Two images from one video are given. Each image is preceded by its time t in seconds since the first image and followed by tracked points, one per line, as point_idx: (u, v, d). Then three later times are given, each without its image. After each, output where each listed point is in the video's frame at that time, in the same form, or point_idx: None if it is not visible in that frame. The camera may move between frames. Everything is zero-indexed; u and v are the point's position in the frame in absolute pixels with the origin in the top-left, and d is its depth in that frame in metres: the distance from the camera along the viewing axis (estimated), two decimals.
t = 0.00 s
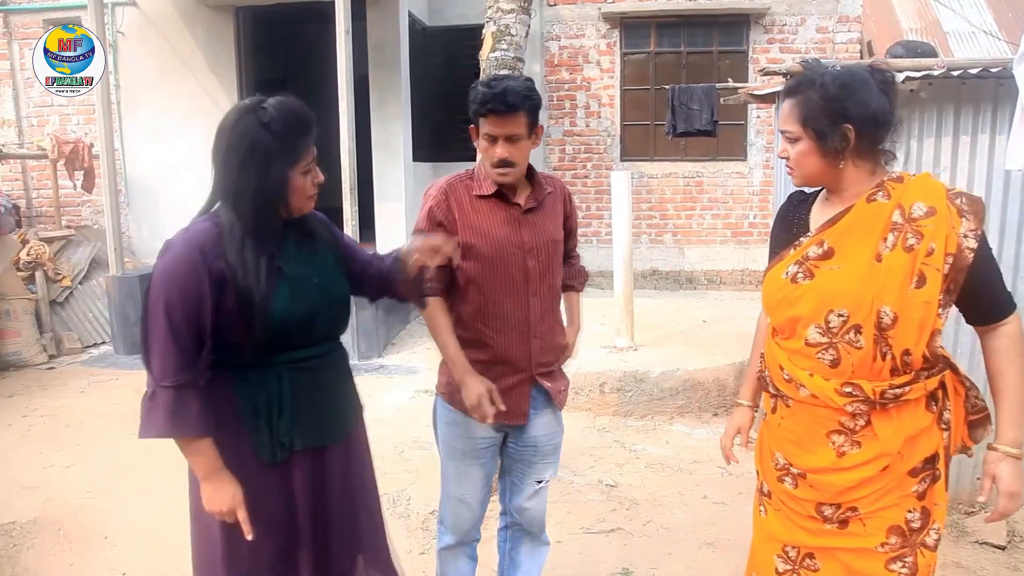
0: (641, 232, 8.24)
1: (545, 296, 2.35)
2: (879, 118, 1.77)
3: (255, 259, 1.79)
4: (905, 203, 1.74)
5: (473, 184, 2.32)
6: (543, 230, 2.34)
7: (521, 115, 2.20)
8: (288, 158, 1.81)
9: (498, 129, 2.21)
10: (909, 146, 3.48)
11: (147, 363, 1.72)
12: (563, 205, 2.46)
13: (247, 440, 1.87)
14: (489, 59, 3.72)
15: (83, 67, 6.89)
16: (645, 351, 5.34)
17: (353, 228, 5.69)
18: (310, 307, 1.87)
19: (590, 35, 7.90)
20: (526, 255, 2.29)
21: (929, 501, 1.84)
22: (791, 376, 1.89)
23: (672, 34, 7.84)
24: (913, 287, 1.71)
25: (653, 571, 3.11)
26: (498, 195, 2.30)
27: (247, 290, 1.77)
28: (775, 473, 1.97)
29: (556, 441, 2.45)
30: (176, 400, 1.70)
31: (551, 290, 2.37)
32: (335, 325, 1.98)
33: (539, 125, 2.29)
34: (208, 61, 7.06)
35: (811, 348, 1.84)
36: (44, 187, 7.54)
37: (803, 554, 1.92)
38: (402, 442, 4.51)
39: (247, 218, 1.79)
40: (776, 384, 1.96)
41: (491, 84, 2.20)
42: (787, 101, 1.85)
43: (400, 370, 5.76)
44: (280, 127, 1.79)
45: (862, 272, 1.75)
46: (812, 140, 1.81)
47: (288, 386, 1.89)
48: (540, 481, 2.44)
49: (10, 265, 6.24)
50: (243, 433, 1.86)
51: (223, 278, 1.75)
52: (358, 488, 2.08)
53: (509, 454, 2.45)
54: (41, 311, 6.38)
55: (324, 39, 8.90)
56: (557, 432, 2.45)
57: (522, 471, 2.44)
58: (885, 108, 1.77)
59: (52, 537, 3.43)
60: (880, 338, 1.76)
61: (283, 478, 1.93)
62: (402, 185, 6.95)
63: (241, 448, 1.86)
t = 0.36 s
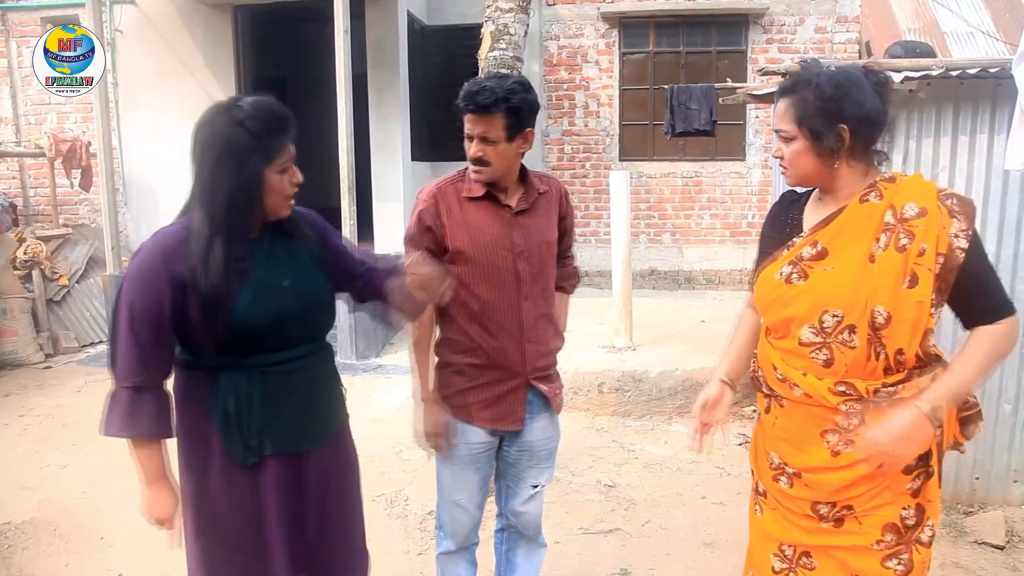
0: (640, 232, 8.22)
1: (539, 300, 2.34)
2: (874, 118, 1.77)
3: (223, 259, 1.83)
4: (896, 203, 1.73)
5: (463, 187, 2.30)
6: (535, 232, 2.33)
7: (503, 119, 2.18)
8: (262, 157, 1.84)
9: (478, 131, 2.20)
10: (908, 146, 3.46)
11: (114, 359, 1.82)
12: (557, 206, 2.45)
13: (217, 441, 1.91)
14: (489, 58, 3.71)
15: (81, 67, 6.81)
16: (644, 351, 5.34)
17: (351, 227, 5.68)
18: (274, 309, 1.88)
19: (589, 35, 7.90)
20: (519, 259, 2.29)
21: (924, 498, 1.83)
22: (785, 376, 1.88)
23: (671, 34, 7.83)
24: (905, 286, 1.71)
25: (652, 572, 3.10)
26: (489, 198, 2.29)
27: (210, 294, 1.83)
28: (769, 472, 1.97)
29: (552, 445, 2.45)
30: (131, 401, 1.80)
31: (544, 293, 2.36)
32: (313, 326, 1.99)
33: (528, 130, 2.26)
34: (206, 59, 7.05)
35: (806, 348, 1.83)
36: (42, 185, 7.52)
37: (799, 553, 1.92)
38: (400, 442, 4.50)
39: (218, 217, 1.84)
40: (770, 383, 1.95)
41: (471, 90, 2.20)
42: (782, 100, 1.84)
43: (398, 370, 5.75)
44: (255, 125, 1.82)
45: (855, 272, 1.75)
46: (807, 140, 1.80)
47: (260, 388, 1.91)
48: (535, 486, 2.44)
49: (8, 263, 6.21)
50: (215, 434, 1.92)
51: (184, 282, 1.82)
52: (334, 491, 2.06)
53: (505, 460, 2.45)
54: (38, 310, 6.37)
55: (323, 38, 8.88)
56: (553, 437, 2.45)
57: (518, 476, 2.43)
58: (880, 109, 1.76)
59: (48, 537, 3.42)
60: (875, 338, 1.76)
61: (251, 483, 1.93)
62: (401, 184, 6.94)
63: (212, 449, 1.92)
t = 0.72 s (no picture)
0: (640, 232, 8.22)
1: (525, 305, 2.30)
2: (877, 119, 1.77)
3: (218, 258, 1.84)
4: (883, 202, 1.74)
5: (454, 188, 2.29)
6: (525, 236, 2.29)
7: (495, 121, 2.18)
8: (257, 158, 1.86)
9: (470, 132, 2.20)
10: (907, 146, 3.46)
11: (116, 350, 1.88)
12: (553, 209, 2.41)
13: (208, 436, 1.94)
14: (488, 59, 3.70)
15: (82, 68, 6.76)
16: (644, 351, 5.34)
17: (350, 229, 5.68)
18: (269, 306, 1.90)
19: (588, 35, 7.90)
20: (506, 262, 2.26)
21: (925, 493, 1.84)
22: (785, 373, 1.88)
23: (670, 34, 7.83)
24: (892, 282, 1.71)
25: (652, 573, 3.10)
26: (479, 200, 2.27)
27: (205, 293, 1.84)
28: (770, 471, 1.96)
29: (543, 448, 2.43)
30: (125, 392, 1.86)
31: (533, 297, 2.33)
32: (307, 323, 2.01)
33: (522, 133, 2.25)
34: (206, 61, 7.05)
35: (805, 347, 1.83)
36: (41, 186, 7.52)
37: (802, 551, 1.91)
38: (400, 443, 4.50)
39: (212, 217, 1.84)
40: (770, 381, 1.95)
41: (464, 92, 2.19)
42: (789, 107, 1.77)
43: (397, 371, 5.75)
44: (250, 128, 1.85)
45: (847, 271, 1.75)
46: (826, 144, 1.75)
47: (254, 387, 1.94)
48: (528, 489, 2.42)
49: (7, 264, 6.21)
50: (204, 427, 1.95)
51: (180, 279, 1.85)
52: (326, 485, 2.10)
53: (496, 460, 2.44)
54: (37, 311, 6.37)
55: (322, 39, 8.88)
56: (544, 440, 2.43)
57: (510, 478, 2.42)
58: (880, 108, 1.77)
59: (47, 539, 3.41)
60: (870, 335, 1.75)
61: (238, 478, 1.95)
62: (399, 185, 6.94)
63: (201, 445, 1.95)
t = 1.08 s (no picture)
0: (640, 233, 8.22)
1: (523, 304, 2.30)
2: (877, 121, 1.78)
3: (220, 254, 1.86)
4: (874, 199, 1.75)
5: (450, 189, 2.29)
6: (522, 236, 2.29)
7: (484, 121, 2.17)
8: (258, 166, 1.85)
9: (461, 133, 2.20)
10: (907, 144, 3.46)
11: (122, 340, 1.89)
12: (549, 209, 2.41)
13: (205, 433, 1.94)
14: (486, 60, 3.70)
15: (82, 68, 6.60)
16: (644, 351, 5.33)
17: (350, 231, 5.68)
18: (267, 306, 1.91)
19: (587, 36, 7.90)
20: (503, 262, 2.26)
21: (928, 486, 1.84)
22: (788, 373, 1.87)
23: (669, 34, 7.83)
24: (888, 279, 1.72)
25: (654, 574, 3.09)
26: (474, 201, 2.27)
27: (206, 286, 1.86)
28: (772, 471, 1.96)
29: (544, 449, 2.43)
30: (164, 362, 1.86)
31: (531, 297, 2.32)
32: (303, 325, 2.02)
33: (513, 134, 2.24)
34: (204, 64, 7.05)
35: (807, 346, 1.83)
36: (40, 191, 7.51)
37: (808, 551, 1.90)
38: (402, 445, 4.50)
39: (218, 214, 1.86)
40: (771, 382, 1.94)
41: (454, 94, 2.19)
42: (802, 105, 1.74)
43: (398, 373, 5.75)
44: (255, 135, 1.83)
45: (846, 269, 1.75)
46: (837, 142, 1.74)
47: (252, 382, 1.95)
48: (528, 489, 2.41)
49: (7, 269, 6.19)
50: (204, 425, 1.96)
51: (184, 274, 1.86)
52: (327, 482, 2.11)
53: (497, 460, 2.44)
54: (37, 315, 6.37)
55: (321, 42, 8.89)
56: (543, 440, 2.43)
57: (510, 479, 2.41)
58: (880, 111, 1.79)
59: (49, 544, 3.40)
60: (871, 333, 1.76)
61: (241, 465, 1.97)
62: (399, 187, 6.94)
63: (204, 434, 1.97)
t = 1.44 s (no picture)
0: (649, 229, 8.19)
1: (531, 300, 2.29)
2: (885, 117, 1.75)
3: (211, 249, 1.97)
4: (897, 196, 1.68)
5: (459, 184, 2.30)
6: (530, 232, 2.28)
7: (492, 113, 2.18)
8: (244, 163, 1.93)
9: (469, 125, 2.21)
10: (919, 137, 3.45)
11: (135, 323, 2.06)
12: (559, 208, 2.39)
13: (199, 418, 2.07)
14: (494, 57, 3.68)
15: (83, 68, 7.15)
16: (654, 348, 5.33)
17: (359, 230, 5.69)
18: (253, 299, 1.99)
19: (594, 32, 7.88)
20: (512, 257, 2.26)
21: (932, 490, 1.80)
22: (789, 371, 1.82)
23: (676, 30, 7.81)
24: (904, 278, 1.66)
25: (666, 570, 3.08)
26: (483, 196, 2.27)
27: (197, 278, 1.97)
28: (772, 469, 1.92)
29: (552, 448, 2.42)
30: (182, 329, 1.96)
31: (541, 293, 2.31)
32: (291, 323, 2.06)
33: (522, 128, 2.25)
34: (213, 64, 7.07)
35: (811, 342, 1.77)
36: (52, 192, 7.56)
37: (807, 549, 1.85)
38: (412, 442, 4.51)
39: (214, 209, 1.96)
40: (773, 380, 1.89)
41: (462, 88, 2.21)
42: (795, 88, 1.77)
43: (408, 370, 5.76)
44: (241, 134, 1.91)
45: (855, 263, 1.69)
46: (822, 128, 1.74)
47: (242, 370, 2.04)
48: (538, 489, 2.41)
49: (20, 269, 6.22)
50: (201, 407, 2.07)
51: (185, 264, 1.97)
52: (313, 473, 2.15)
53: (505, 458, 2.43)
54: (50, 316, 6.41)
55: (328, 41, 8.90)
56: (552, 439, 2.42)
57: (519, 478, 2.41)
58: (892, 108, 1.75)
59: (64, 541, 3.43)
60: (880, 333, 1.70)
61: (224, 454, 2.04)
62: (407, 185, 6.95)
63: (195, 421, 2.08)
